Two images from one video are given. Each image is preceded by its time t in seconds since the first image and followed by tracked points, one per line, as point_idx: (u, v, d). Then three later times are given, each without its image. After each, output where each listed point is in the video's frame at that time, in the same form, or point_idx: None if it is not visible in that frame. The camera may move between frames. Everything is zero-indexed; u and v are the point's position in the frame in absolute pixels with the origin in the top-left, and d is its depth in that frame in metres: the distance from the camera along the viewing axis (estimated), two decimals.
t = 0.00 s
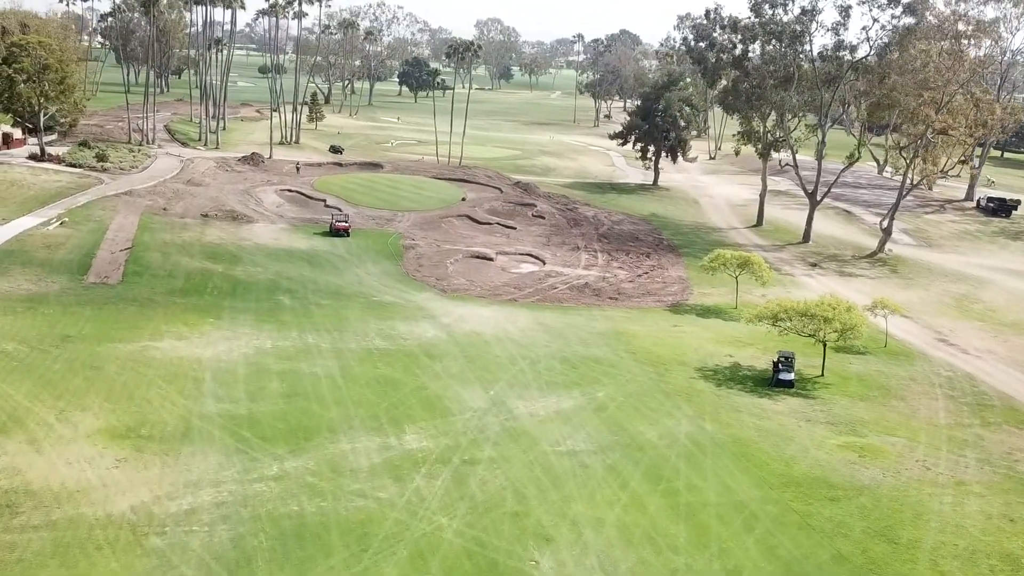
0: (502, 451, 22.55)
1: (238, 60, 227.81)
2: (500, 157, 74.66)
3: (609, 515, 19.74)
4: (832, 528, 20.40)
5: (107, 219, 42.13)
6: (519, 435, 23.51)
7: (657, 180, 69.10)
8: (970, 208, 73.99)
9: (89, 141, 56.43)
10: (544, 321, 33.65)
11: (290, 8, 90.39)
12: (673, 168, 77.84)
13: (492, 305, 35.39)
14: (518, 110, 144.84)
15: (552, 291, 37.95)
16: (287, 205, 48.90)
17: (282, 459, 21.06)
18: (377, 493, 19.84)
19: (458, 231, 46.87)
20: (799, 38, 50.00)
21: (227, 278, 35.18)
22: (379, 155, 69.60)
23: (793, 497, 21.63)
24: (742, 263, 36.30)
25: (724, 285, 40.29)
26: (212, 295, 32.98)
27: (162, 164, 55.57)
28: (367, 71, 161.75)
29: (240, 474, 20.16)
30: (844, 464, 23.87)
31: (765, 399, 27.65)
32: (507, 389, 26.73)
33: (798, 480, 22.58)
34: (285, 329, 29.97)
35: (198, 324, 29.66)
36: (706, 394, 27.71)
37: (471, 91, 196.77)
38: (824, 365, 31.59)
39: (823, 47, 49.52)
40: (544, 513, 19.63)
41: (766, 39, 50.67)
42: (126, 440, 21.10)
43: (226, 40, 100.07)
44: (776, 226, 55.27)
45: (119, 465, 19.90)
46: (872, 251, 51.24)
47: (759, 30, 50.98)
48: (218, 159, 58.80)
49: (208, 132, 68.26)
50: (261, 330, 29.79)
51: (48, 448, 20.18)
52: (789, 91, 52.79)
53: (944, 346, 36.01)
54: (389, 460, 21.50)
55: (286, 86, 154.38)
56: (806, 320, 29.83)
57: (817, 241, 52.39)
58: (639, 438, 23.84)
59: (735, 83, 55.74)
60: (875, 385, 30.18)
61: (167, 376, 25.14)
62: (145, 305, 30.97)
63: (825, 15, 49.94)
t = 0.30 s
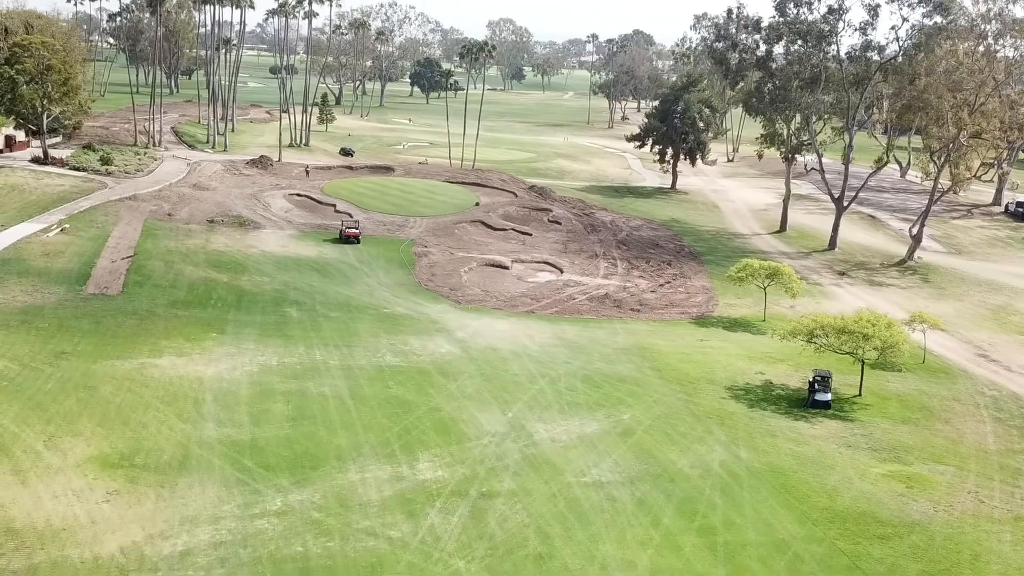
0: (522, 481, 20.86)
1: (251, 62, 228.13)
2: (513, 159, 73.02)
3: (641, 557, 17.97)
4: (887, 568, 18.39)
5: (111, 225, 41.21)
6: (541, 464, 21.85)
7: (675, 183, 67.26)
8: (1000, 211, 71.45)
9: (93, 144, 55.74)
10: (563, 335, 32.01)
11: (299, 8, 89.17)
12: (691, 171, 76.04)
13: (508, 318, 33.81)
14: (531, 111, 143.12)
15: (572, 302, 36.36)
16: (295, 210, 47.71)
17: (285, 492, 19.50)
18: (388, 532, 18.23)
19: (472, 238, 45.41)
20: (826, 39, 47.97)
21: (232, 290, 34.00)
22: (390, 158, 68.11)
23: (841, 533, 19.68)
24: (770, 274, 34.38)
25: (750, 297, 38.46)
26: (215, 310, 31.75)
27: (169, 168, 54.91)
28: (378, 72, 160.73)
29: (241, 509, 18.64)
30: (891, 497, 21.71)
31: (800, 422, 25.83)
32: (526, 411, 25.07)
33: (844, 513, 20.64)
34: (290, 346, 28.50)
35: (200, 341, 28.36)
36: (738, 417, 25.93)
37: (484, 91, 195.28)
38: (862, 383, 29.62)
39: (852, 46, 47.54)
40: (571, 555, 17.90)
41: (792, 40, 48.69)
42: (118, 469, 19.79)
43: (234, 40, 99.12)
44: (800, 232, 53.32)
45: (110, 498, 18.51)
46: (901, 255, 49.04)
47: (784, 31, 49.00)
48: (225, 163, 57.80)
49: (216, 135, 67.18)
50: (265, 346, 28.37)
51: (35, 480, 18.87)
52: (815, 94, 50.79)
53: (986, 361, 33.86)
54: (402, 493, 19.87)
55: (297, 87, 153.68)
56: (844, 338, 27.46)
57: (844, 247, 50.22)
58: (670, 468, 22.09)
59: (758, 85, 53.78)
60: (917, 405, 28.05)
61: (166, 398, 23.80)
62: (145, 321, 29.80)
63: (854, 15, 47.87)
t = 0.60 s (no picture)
0: (538, 513, 19.36)
1: (254, 62, 227.32)
2: (520, 161, 71.57)
3: None
4: None
5: (105, 230, 39.94)
6: (557, 493, 20.35)
7: (685, 186, 65.74)
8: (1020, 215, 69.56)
9: (90, 146, 54.60)
10: (575, 347, 30.52)
11: (303, 7, 87.86)
12: (700, 173, 74.51)
13: (517, 329, 32.35)
14: (536, 111, 141.56)
15: (583, 312, 34.87)
16: (296, 215, 46.34)
17: (282, 526, 18.02)
18: (393, 572, 16.72)
19: (478, 244, 43.96)
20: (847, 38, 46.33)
21: (229, 300, 32.65)
22: (394, 160, 66.66)
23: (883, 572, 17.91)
24: (791, 283, 32.80)
25: (768, 306, 36.92)
26: (211, 321, 30.39)
27: (167, 170, 53.68)
28: (382, 72, 159.50)
29: (234, 546, 17.17)
30: (932, 529, 19.79)
31: (830, 443, 24.24)
32: (539, 432, 23.56)
33: (885, 547, 18.92)
34: (289, 361, 27.10)
35: (194, 357, 26.95)
36: (764, 438, 24.39)
37: (488, 92, 193.81)
38: (892, 400, 28.02)
39: (872, 46, 45.99)
40: None
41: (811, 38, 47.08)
42: (102, 501, 18.35)
43: (236, 40, 97.93)
44: (816, 237, 51.76)
45: (93, 533, 17.10)
46: (922, 261, 47.41)
47: (803, 30, 47.37)
48: (225, 165, 56.48)
49: (216, 137, 65.92)
50: (263, 362, 26.96)
51: (12, 513, 17.49)
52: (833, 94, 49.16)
53: (1021, 375, 32.13)
54: (408, 527, 18.38)
55: (301, 88, 152.58)
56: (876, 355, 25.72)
57: (862, 253, 48.55)
58: (695, 497, 20.56)
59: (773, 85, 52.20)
60: (953, 424, 26.41)
61: (157, 420, 22.42)
62: (138, 334, 28.48)
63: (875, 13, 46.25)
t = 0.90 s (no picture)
0: (552, 547, 17.79)
1: (253, 62, 225.95)
2: (523, 163, 70.05)
3: None
4: None
5: (96, 236, 38.50)
6: (572, 525, 18.80)
7: (693, 188, 64.26)
8: None
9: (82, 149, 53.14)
10: (586, 361, 29.01)
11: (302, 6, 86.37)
12: (708, 175, 73.06)
13: (524, 341, 30.83)
14: (538, 112, 140.07)
15: (594, 322, 33.36)
16: (294, 219, 44.87)
17: (274, 565, 16.46)
18: None
19: (483, 250, 42.46)
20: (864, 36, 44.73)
21: (223, 310, 31.18)
22: (394, 162, 65.15)
23: None
24: (812, 292, 31.24)
25: (786, 316, 35.41)
26: (203, 333, 28.92)
27: (162, 173, 52.24)
28: (382, 72, 158.01)
29: None
30: (977, 563, 17.90)
31: (860, 464, 22.75)
32: (552, 455, 22.04)
33: None
34: (285, 378, 25.59)
35: (184, 373, 25.45)
36: (791, 461, 22.88)
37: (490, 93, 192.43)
38: (923, 417, 26.48)
39: (889, 45, 44.46)
40: None
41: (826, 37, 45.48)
42: (80, 536, 16.81)
43: (235, 40, 96.48)
44: (829, 241, 50.30)
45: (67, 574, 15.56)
46: (940, 267, 45.88)
47: (818, 27, 45.76)
48: (222, 168, 55.00)
49: (213, 138, 64.45)
50: (258, 378, 25.47)
51: None
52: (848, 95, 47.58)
53: None
54: (412, 564, 16.83)
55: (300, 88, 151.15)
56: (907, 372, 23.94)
57: (878, 258, 47.08)
58: (721, 529, 19.00)
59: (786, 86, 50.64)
60: (989, 444, 24.85)
61: (143, 444, 20.92)
62: (126, 347, 27.01)
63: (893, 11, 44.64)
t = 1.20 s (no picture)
0: None
1: (253, 61, 224.54)
2: (527, 164, 68.50)
3: None
4: None
5: (85, 240, 37.01)
6: (590, 559, 17.24)
7: (701, 189, 62.74)
8: None
9: (74, 149, 51.59)
10: (598, 373, 27.51)
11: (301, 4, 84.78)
12: (715, 176, 71.52)
13: (533, 352, 29.31)
14: (541, 111, 138.58)
15: (605, 331, 31.86)
16: (292, 222, 43.38)
17: None
18: None
19: (488, 255, 40.96)
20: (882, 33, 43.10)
21: (216, 319, 29.68)
22: (395, 163, 63.64)
23: None
24: (834, 299, 29.68)
25: (804, 324, 33.87)
26: (195, 345, 27.43)
27: (156, 174, 50.74)
28: (381, 72, 156.36)
29: None
30: None
31: (895, 487, 21.22)
32: (565, 478, 20.52)
33: None
34: (281, 394, 24.09)
35: (173, 389, 23.93)
36: (821, 483, 21.35)
37: (491, 92, 190.94)
38: (958, 434, 24.89)
39: (908, 41, 42.83)
40: None
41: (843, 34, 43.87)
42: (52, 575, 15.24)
43: (232, 39, 94.91)
44: (845, 245, 48.78)
45: None
46: (961, 271, 44.32)
47: (834, 24, 44.14)
48: (218, 169, 53.49)
49: (209, 138, 62.92)
50: (251, 395, 23.94)
51: None
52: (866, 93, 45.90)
53: None
54: None
55: (300, 88, 149.59)
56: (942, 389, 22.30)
57: (895, 262, 45.59)
58: (753, 563, 17.43)
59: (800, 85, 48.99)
60: None
61: (127, 468, 19.40)
62: (112, 360, 25.50)
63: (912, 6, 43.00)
